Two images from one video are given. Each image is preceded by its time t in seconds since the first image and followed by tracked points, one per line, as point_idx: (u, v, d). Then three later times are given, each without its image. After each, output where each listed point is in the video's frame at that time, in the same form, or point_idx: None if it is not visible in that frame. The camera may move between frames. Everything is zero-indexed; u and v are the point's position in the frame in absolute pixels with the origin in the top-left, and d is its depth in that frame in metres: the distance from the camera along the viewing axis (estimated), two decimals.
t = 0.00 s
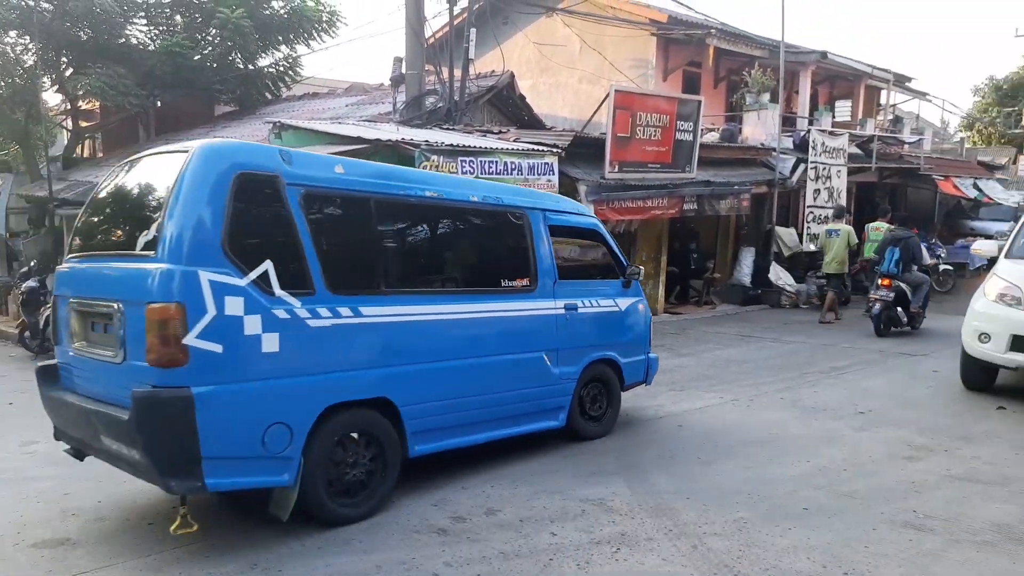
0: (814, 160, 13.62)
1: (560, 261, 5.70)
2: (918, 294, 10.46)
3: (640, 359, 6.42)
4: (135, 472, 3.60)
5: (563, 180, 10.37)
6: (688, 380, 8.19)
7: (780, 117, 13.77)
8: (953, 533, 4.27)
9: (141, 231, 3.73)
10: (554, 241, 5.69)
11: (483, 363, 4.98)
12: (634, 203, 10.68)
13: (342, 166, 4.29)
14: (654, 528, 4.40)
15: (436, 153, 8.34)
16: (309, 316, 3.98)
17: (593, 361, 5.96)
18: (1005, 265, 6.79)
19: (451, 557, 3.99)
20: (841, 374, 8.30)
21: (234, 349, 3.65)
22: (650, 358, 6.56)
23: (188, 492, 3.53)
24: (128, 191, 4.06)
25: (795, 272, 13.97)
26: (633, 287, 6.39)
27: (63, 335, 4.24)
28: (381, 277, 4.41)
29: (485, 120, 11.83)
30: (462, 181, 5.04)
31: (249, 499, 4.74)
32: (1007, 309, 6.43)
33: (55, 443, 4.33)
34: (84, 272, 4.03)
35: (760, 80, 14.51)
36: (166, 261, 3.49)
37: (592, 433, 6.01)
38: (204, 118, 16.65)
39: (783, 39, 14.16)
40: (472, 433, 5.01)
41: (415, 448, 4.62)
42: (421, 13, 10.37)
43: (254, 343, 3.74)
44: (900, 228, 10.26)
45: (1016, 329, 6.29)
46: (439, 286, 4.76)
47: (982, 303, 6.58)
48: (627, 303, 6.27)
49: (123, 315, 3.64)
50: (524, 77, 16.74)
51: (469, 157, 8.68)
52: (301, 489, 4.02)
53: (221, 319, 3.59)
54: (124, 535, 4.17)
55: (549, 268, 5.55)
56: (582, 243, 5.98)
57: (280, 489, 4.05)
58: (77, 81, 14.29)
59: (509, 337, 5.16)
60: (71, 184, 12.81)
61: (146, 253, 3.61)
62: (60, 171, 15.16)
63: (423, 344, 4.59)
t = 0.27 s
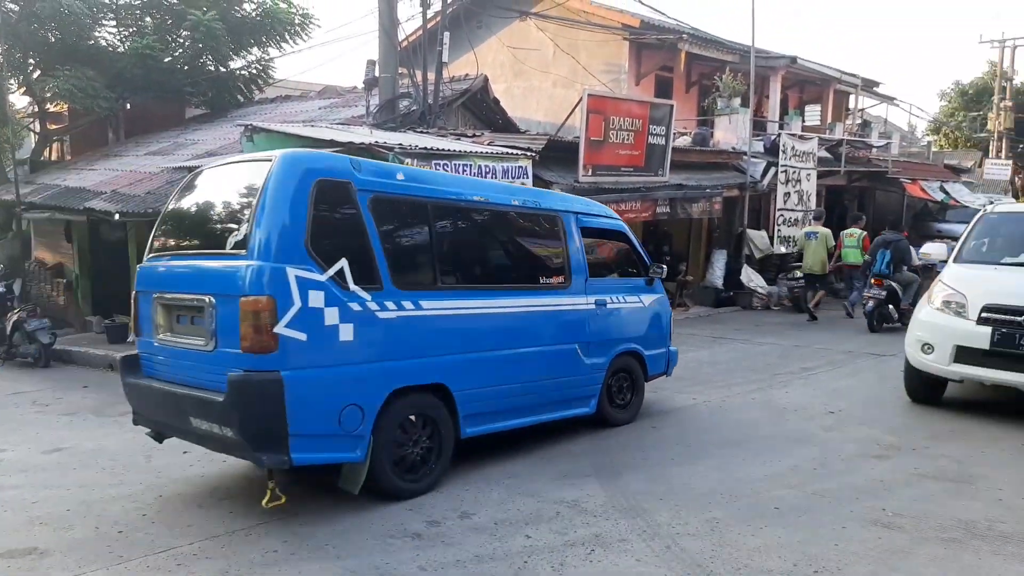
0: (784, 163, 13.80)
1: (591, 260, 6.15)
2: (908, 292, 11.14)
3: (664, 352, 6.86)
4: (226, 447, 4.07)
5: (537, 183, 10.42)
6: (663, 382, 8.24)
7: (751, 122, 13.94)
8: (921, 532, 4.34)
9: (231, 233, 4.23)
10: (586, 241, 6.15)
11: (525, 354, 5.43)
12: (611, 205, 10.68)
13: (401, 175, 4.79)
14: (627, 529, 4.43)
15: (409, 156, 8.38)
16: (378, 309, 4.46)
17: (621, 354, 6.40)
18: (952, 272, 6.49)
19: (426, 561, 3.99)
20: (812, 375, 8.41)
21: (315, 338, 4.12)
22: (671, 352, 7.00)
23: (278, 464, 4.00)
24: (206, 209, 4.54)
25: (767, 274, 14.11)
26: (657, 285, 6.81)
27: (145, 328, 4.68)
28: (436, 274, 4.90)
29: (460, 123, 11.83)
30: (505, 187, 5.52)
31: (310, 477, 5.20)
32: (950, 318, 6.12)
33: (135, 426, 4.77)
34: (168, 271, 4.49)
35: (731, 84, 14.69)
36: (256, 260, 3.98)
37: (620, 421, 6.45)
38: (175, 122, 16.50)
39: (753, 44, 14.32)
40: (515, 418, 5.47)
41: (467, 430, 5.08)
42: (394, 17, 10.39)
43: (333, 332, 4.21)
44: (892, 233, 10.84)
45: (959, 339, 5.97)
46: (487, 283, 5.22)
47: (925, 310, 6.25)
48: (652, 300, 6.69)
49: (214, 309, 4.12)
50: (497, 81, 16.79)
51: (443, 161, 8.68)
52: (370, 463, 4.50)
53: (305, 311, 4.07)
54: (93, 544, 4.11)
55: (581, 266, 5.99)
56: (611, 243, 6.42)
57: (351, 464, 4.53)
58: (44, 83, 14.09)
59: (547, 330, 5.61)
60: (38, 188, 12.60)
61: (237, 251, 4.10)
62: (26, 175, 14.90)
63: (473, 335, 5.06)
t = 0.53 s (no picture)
0: (747, 166, 13.98)
1: (607, 258, 6.65)
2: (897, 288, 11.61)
3: (672, 344, 7.37)
4: (293, 426, 4.51)
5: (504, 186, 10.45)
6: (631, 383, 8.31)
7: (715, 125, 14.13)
8: (881, 526, 4.44)
9: (296, 233, 4.67)
10: (604, 240, 6.66)
11: (551, 343, 5.91)
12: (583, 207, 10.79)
13: (444, 180, 5.27)
14: (594, 529, 4.48)
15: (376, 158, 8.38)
16: (428, 301, 4.94)
17: (635, 345, 6.90)
18: (886, 272, 6.07)
19: (394, 564, 3.99)
20: (776, 374, 8.54)
21: (375, 327, 4.58)
22: (679, 344, 7.50)
23: (343, 440, 4.45)
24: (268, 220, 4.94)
25: (732, 275, 14.29)
26: (666, 280, 7.32)
27: (208, 321, 5.10)
28: (475, 270, 5.38)
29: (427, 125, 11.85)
30: (533, 191, 6.03)
31: (355, 459, 5.64)
32: (881, 323, 5.68)
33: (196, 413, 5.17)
34: (232, 269, 4.91)
35: (695, 88, 14.88)
36: (323, 257, 4.44)
37: (635, 407, 6.94)
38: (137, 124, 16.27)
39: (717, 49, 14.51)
40: (543, 402, 5.95)
41: (502, 413, 5.56)
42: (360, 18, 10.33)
43: (390, 322, 4.67)
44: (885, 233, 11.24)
45: (888, 346, 5.54)
46: (517, 279, 5.70)
47: (856, 313, 5.81)
48: (661, 294, 7.20)
49: (282, 303, 4.56)
50: (464, 83, 16.81)
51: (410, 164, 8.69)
52: (420, 442, 4.98)
53: (367, 302, 4.54)
54: (54, 553, 4.05)
55: (599, 263, 6.48)
56: (625, 241, 6.92)
57: (401, 442, 4.99)
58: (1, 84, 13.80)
59: (569, 322, 6.09)
60: None
61: (304, 249, 4.55)
62: None
63: (507, 325, 5.54)
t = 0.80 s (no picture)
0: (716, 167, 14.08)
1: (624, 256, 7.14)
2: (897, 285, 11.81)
3: (682, 336, 7.88)
4: (353, 408, 4.88)
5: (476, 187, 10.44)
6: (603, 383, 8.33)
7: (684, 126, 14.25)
8: (849, 522, 4.48)
9: (354, 232, 5.08)
10: (622, 239, 7.16)
11: (578, 334, 6.36)
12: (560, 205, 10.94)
13: (483, 184, 5.70)
14: (567, 529, 4.48)
15: (346, 159, 8.38)
16: (472, 295, 5.36)
17: (649, 337, 7.38)
18: (824, 275, 5.81)
19: (365, 568, 3.96)
20: (746, 373, 8.61)
21: (427, 318, 4.99)
22: (687, 336, 8.00)
23: (399, 421, 4.84)
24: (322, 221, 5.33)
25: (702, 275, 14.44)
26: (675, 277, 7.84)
27: (264, 314, 5.48)
28: (511, 267, 5.82)
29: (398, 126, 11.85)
30: (557, 193, 6.50)
31: (363, 453, 5.82)
32: (815, 329, 5.36)
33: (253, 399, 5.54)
34: (290, 264, 5.31)
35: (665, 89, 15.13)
36: (382, 254, 4.84)
37: (649, 395, 7.42)
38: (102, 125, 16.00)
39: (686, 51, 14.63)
40: (569, 388, 6.40)
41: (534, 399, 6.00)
42: (328, 18, 10.27)
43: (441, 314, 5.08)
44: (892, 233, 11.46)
45: (821, 353, 5.22)
46: (547, 275, 6.15)
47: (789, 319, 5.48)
48: (672, 290, 7.69)
49: (342, 296, 4.95)
50: (435, 84, 16.79)
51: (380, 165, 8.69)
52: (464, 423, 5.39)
53: (419, 295, 4.93)
54: (16, 564, 3.95)
55: (617, 260, 6.96)
56: (639, 240, 7.42)
57: (446, 423, 5.38)
58: None
59: (592, 315, 6.55)
60: None
61: (362, 247, 4.96)
62: None
63: (540, 317, 5.98)
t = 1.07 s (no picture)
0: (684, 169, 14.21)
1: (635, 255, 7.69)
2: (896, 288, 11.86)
3: (689, 330, 8.41)
4: (399, 393, 5.41)
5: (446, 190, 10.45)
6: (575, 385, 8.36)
7: (653, 129, 14.37)
8: (815, 519, 4.54)
9: (399, 233, 5.64)
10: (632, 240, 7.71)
11: (595, 327, 6.90)
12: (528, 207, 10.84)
13: (510, 190, 6.27)
14: (538, 531, 4.49)
15: (315, 163, 8.22)
16: (503, 291, 5.90)
17: (659, 331, 7.92)
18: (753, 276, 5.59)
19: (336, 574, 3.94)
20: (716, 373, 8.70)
21: (464, 312, 5.52)
22: (693, 330, 8.54)
23: (441, 405, 5.36)
24: (359, 230, 5.91)
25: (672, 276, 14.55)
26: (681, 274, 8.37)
27: (310, 309, 6.01)
28: (534, 266, 6.36)
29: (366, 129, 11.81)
30: (574, 197, 7.05)
31: (333, 459, 5.78)
32: (736, 334, 5.11)
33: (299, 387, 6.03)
34: (335, 264, 5.86)
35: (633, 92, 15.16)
36: (425, 254, 5.40)
37: (657, 384, 7.93)
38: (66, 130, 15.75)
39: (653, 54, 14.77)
40: (587, 377, 6.93)
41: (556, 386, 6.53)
42: (296, 20, 10.14)
43: (476, 308, 5.62)
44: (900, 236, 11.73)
45: (741, 360, 4.97)
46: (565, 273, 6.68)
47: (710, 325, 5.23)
48: (680, 286, 8.22)
49: (388, 292, 5.50)
50: (404, 88, 16.78)
51: (349, 168, 8.59)
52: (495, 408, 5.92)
53: (459, 291, 5.48)
54: None
55: (627, 258, 7.49)
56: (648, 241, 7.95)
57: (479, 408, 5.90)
58: None
59: (607, 309, 7.08)
60: None
61: (407, 248, 5.52)
62: None
63: (561, 311, 6.52)
